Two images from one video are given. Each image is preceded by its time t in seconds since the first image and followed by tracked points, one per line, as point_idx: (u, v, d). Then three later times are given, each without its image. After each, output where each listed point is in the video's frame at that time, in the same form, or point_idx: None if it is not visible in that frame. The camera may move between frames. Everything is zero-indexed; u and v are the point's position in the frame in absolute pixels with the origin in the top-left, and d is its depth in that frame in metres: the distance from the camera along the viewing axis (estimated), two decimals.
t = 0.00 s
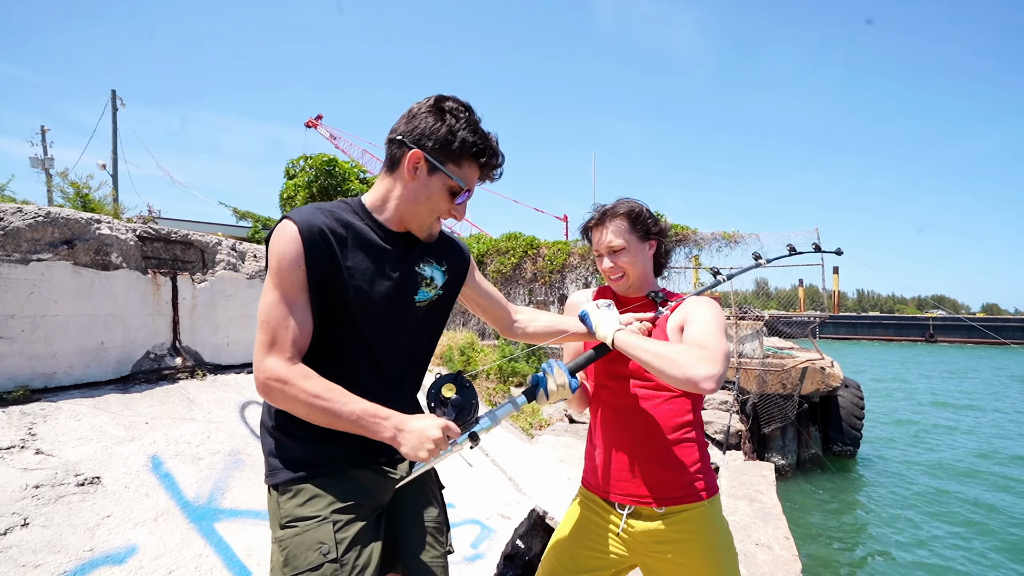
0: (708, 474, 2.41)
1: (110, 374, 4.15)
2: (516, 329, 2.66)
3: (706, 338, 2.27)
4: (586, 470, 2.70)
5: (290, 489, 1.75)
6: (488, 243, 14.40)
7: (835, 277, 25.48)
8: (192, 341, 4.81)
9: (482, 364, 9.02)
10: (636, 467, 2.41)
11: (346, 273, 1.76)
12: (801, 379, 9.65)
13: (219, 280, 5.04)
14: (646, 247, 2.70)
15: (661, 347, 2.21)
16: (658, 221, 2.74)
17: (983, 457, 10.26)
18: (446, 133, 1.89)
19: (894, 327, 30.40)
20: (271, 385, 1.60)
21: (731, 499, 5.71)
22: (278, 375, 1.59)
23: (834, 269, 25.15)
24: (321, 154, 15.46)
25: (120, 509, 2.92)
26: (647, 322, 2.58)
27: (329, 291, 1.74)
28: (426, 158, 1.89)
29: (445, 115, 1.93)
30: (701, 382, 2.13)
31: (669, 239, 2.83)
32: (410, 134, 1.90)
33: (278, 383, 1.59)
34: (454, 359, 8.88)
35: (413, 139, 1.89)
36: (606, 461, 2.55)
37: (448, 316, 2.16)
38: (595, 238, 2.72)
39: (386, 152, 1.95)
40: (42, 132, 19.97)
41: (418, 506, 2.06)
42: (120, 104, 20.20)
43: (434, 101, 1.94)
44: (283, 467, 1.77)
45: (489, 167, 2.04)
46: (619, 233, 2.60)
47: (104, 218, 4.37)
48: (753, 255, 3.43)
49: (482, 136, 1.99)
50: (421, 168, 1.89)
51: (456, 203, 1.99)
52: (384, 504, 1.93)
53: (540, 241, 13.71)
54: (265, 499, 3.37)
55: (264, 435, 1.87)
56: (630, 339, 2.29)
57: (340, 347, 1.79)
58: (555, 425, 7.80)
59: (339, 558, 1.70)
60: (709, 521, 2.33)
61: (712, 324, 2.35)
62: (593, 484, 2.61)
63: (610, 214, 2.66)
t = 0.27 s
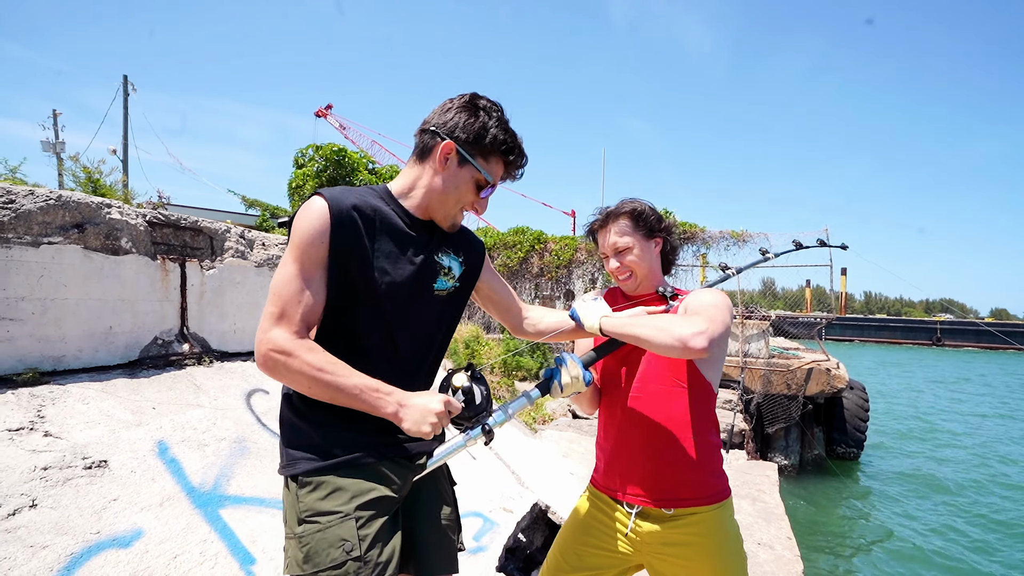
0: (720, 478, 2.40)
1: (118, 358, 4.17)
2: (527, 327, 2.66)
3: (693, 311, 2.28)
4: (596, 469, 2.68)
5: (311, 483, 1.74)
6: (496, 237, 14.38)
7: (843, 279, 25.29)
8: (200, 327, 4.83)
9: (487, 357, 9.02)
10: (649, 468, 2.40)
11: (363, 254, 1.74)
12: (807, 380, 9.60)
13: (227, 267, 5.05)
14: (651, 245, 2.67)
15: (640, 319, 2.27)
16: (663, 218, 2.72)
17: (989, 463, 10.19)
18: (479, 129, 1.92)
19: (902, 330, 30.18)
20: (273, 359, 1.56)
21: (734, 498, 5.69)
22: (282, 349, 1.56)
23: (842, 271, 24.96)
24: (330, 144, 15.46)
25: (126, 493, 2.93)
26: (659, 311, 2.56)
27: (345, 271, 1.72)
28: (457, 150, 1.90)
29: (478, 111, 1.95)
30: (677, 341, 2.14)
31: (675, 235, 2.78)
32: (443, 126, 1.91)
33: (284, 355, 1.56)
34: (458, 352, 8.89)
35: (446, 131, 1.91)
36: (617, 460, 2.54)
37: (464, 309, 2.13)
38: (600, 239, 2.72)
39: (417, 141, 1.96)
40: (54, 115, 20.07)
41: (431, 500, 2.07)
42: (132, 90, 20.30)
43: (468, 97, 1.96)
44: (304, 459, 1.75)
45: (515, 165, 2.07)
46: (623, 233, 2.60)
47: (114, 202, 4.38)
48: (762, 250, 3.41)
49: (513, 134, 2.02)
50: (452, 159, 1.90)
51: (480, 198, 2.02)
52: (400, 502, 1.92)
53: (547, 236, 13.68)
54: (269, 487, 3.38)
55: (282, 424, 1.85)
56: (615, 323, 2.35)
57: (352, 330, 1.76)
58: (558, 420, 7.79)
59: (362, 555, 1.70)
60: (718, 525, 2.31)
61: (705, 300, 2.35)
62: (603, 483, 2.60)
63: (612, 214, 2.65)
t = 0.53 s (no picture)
0: (721, 477, 2.39)
1: (116, 359, 4.17)
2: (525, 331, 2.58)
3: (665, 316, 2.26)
4: (596, 469, 2.67)
5: (302, 485, 1.73)
6: (495, 236, 14.38)
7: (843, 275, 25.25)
8: (198, 328, 4.82)
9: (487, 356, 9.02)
10: (649, 468, 2.38)
11: (371, 249, 1.72)
12: (807, 377, 9.60)
13: (226, 267, 5.04)
14: (651, 239, 2.67)
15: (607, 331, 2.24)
16: (662, 211, 2.71)
17: (990, 458, 10.19)
18: (475, 118, 1.91)
19: (901, 326, 30.18)
20: (280, 344, 1.55)
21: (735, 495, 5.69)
22: (289, 335, 1.55)
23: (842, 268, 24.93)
24: (329, 143, 15.45)
25: (125, 494, 2.93)
26: (658, 311, 2.53)
27: (353, 264, 1.70)
28: (458, 143, 1.89)
29: (470, 103, 1.94)
30: (646, 351, 2.13)
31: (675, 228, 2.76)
32: (439, 122, 1.90)
33: (294, 341, 1.55)
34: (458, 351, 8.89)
35: (443, 126, 1.89)
36: (616, 460, 2.52)
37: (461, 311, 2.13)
38: (599, 234, 2.72)
39: (414, 142, 1.93)
40: (53, 115, 20.02)
41: (424, 500, 2.07)
42: (130, 90, 20.27)
43: (456, 92, 1.96)
44: (295, 461, 1.74)
45: (514, 150, 2.07)
46: (622, 226, 2.60)
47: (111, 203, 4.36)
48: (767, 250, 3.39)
49: (507, 120, 2.02)
50: (454, 152, 1.89)
51: (487, 186, 2.01)
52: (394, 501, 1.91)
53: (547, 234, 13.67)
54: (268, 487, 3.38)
55: (274, 425, 1.84)
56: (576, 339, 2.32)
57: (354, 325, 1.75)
58: (558, 418, 7.79)
59: (356, 559, 1.70)
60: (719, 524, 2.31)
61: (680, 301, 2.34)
62: (603, 483, 2.59)
63: (611, 208, 2.65)
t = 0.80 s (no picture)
0: (717, 462, 2.41)
1: (111, 349, 4.15)
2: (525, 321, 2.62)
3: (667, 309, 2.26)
4: (591, 457, 2.69)
5: (293, 467, 1.73)
6: (492, 228, 14.36)
7: (839, 269, 25.30)
8: (194, 318, 4.80)
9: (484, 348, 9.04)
10: (646, 456, 2.39)
11: (387, 240, 1.71)
12: (803, 369, 9.64)
13: (221, 257, 5.02)
14: (656, 228, 2.66)
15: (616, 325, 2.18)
16: (666, 201, 2.70)
17: (982, 450, 10.28)
18: (456, 85, 1.84)
19: (896, 319, 30.33)
20: (310, 345, 1.54)
21: (730, 485, 5.73)
22: (318, 334, 1.54)
23: (839, 261, 24.92)
24: (325, 134, 15.35)
25: (121, 483, 2.92)
26: (656, 307, 2.56)
27: (369, 257, 1.68)
28: (453, 118, 1.84)
29: (443, 71, 1.87)
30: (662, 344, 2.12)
31: (678, 219, 2.77)
32: (423, 105, 1.84)
33: (320, 343, 1.54)
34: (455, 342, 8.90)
35: (429, 107, 1.84)
36: (612, 448, 2.53)
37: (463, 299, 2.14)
38: (602, 224, 2.70)
39: (407, 135, 1.88)
40: (45, 107, 19.80)
41: (414, 485, 2.08)
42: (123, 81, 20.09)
43: (423, 66, 1.89)
44: (287, 442, 1.75)
45: (506, 99, 2.01)
46: (626, 216, 2.58)
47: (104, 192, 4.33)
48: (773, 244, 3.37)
49: (484, 71, 1.95)
50: (453, 128, 1.84)
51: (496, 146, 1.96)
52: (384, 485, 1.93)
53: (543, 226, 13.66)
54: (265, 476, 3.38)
55: (266, 406, 1.84)
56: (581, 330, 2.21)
57: (364, 318, 1.75)
58: (555, 409, 7.81)
59: (346, 540, 1.70)
60: (714, 512, 2.33)
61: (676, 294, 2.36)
62: (598, 470, 2.61)
63: (616, 197, 2.63)
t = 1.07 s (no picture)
0: (724, 467, 2.37)
1: (113, 357, 4.15)
2: (538, 325, 2.63)
3: (757, 349, 2.19)
4: (597, 462, 2.68)
5: (301, 476, 1.73)
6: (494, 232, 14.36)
7: (841, 270, 25.19)
8: (196, 325, 4.80)
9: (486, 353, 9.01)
10: (651, 460, 2.38)
11: (403, 255, 1.69)
12: (807, 372, 9.59)
13: (223, 264, 5.02)
14: (667, 234, 2.65)
15: (737, 377, 2.09)
16: (677, 206, 2.68)
17: (990, 452, 10.20)
18: (463, 94, 1.80)
19: (900, 321, 30.19)
20: (333, 369, 1.52)
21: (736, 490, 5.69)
22: (340, 358, 1.52)
23: (842, 262, 24.80)
24: (326, 140, 15.38)
25: (122, 492, 2.91)
26: (671, 311, 2.54)
27: (385, 273, 1.67)
28: (460, 129, 1.81)
29: (451, 79, 1.84)
30: (781, 408, 2.13)
31: (689, 224, 2.77)
32: (430, 116, 1.82)
33: (346, 367, 1.52)
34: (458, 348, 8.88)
35: (436, 118, 1.81)
36: (617, 453, 2.52)
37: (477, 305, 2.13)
38: (613, 228, 2.67)
39: (414, 145, 1.86)
40: (48, 116, 19.88)
41: (424, 496, 2.04)
42: (126, 89, 20.20)
43: (431, 74, 1.86)
44: (295, 451, 1.75)
45: (516, 105, 1.96)
46: (638, 223, 2.54)
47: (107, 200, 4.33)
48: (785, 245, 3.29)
49: (494, 76, 1.90)
50: (460, 141, 1.81)
51: (508, 154, 1.92)
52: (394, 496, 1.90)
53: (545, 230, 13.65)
54: (267, 484, 3.36)
55: (279, 417, 1.84)
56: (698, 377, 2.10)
57: (382, 333, 1.74)
58: (559, 414, 7.78)
59: (351, 548, 1.67)
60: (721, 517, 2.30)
61: (743, 323, 2.29)
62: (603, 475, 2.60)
63: (628, 203, 2.59)
